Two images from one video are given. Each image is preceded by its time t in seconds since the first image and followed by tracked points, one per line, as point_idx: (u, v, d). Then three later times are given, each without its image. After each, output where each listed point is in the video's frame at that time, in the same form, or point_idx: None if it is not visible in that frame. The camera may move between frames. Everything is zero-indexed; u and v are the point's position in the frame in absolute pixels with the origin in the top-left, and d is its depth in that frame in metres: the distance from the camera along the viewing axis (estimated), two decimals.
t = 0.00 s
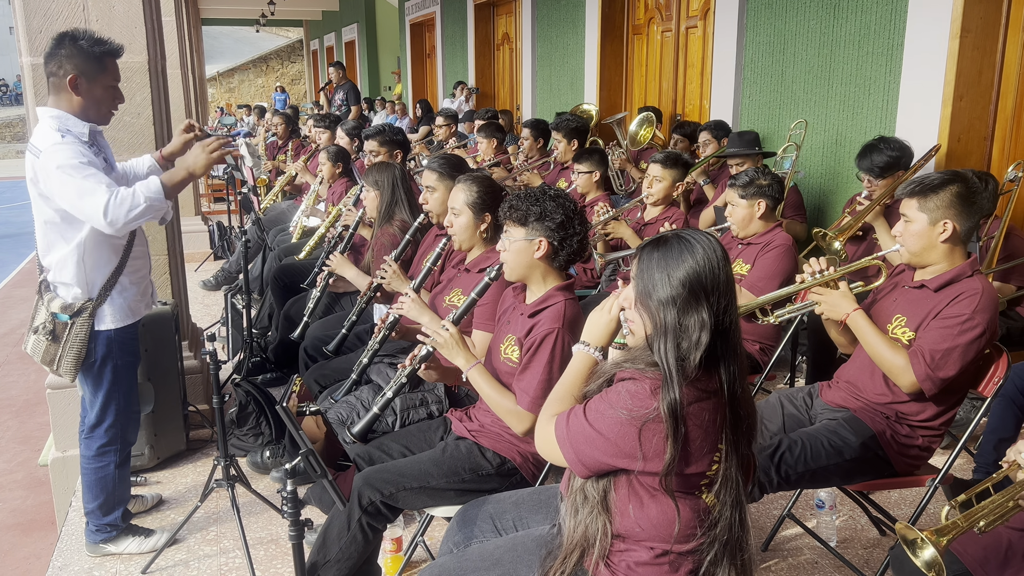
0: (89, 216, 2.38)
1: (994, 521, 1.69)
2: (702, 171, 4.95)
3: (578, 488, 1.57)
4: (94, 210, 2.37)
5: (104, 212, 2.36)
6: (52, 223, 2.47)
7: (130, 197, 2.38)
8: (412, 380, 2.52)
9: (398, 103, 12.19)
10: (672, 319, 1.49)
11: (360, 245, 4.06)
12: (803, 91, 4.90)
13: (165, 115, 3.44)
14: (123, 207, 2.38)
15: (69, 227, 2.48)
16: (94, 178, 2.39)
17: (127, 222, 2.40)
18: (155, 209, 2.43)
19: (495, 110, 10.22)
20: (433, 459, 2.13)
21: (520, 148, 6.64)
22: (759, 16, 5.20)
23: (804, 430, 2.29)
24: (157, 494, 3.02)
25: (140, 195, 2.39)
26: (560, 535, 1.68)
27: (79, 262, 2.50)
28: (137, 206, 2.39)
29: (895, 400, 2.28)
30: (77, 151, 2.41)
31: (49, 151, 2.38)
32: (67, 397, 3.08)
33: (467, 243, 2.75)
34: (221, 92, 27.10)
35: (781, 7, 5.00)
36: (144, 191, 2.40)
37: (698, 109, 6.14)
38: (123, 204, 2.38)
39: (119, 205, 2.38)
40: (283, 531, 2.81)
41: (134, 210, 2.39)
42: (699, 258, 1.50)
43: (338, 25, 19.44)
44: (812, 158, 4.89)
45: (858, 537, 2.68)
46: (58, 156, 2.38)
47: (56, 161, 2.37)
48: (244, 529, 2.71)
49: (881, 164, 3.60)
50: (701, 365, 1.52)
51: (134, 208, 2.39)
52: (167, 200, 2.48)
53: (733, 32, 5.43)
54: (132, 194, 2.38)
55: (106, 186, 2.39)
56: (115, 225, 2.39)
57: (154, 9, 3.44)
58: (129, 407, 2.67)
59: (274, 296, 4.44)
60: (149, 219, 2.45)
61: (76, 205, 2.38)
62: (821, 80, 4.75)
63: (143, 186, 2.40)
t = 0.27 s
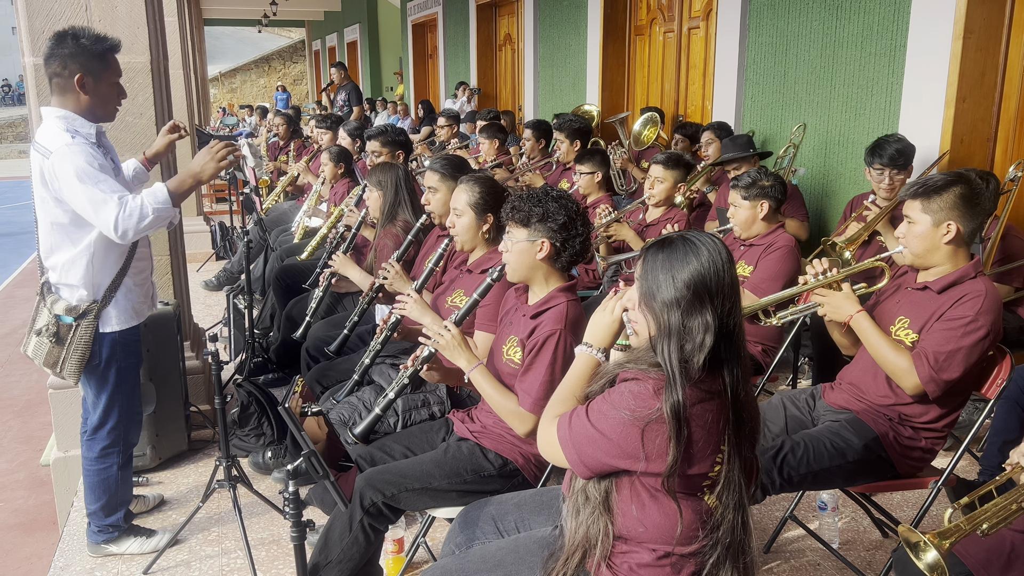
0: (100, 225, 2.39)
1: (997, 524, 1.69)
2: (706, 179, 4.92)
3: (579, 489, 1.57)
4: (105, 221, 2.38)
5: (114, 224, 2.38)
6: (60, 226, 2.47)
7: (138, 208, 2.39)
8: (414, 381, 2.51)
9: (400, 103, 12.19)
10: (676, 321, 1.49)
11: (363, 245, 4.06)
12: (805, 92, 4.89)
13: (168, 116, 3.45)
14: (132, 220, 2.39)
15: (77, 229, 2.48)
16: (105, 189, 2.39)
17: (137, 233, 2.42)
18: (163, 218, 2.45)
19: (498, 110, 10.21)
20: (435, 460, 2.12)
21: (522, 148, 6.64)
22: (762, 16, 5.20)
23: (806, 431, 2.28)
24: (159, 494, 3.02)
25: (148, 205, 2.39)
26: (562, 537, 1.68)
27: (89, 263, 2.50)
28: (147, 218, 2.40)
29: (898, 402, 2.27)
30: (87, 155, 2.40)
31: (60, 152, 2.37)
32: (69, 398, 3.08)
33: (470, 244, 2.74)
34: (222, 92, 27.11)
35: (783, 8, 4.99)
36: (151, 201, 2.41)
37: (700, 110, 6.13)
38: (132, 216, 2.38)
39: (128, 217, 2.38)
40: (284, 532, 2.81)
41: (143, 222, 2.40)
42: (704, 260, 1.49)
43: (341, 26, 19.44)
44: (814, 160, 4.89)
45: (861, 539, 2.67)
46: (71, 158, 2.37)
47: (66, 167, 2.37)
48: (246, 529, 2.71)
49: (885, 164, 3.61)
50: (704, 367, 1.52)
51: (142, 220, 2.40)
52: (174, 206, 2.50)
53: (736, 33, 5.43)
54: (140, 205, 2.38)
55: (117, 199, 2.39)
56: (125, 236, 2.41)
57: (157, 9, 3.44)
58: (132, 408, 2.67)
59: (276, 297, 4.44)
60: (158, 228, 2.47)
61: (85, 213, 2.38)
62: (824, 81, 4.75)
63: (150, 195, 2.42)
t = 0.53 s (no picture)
0: (83, 238, 2.39)
1: (1003, 527, 1.67)
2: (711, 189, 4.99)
3: (582, 489, 1.57)
4: (94, 236, 2.39)
5: (102, 241, 2.39)
6: (62, 230, 2.46)
7: (131, 234, 2.44)
8: (416, 382, 2.52)
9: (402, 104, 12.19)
10: (682, 321, 1.49)
11: (365, 246, 4.06)
12: (808, 93, 4.89)
13: (171, 117, 3.45)
14: (121, 241, 2.42)
15: (64, 237, 2.47)
16: (104, 204, 2.42)
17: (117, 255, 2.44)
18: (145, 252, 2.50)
19: (500, 111, 10.22)
20: (437, 461, 2.12)
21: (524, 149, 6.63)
22: (765, 17, 5.19)
23: (809, 433, 2.28)
24: (161, 495, 3.02)
25: (140, 235, 2.45)
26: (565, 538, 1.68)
27: (97, 268, 2.48)
28: (136, 244, 2.45)
29: (901, 404, 2.27)
30: (97, 162, 2.41)
31: (71, 155, 2.37)
32: (72, 398, 3.08)
33: (472, 245, 2.74)
34: (225, 92, 27.15)
35: (786, 9, 4.99)
36: (144, 231, 2.47)
37: (703, 111, 6.13)
38: (123, 238, 2.42)
39: (117, 238, 2.42)
40: (286, 532, 2.81)
41: (129, 247, 2.45)
42: (710, 261, 1.49)
43: (343, 26, 19.45)
44: (817, 161, 4.88)
45: (864, 541, 2.67)
46: (81, 164, 2.37)
47: (76, 172, 2.37)
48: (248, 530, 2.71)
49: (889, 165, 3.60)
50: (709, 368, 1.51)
51: (129, 246, 2.44)
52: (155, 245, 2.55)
53: (739, 34, 5.42)
54: (133, 232, 2.44)
55: (112, 218, 2.41)
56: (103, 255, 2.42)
57: (160, 10, 3.44)
58: (136, 410, 2.68)
59: (278, 297, 4.45)
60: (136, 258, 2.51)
61: (77, 222, 2.38)
62: (827, 82, 4.74)
63: (144, 226, 2.47)
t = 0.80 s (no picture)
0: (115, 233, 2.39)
1: (1005, 530, 1.67)
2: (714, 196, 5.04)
3: (585, 491, 1.56)
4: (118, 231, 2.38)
5: (127, 232, 2.38)
6: (76, 231, 2.46)
7: (149, 213, 2.39)
8: (418, 383, 2.52)
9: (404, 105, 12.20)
10: (686, 321, 1.49)
11: (367, 247, 4.07)
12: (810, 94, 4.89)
13: (173, 117, 3.46)
14: (144, 225, 2.39)
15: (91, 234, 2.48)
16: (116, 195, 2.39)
17: (151, 236, 2.42)
18: (174, 218, 2.46)
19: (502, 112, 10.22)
20: (439, 461, 2.12)
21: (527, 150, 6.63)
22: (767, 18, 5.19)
23: (812, 434, 2.27)
24: (163, 495, 3.03)
25: (158, 208, 2.40)
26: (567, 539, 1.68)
27: (103, 265, 2.51)
28: (159, 221, 2.41)
29: (903, 405, 2.27)
30: (96, 156, 2.39)
31: (75, 156, 2.36)
32: (74, 398, 3.09)
33: (474, 246, 2.74)
34: (227, 93, 27.18)
35: (789, 10, 4.99)
36: (158, 202, 2.41)
37: (705, 112, 6.13)
38: (144, 221, 2.39)
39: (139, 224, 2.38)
40: (288, 533, 2.81)
41: (156, 225, 2.41)
42: (716, 263, 1.49)
43: (346, 27, 19.47)
44: (820, 162, 4.88)
45: (866, 542, 2.67)
46: (82, 162, 2.37)
47: (79, 171, 2.37)
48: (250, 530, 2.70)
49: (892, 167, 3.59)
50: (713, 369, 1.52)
51: (156, 223, 2.41)
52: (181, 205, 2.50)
53: (741, 35, 5.42)
54: (150, 209, 2.39)
55: (128, 207, 2.38)
56: (139, 240, 2.41)
57: (163, 10, 3.45)
58: (137, 410, 2.68)
59: (280, 298, 4.45)
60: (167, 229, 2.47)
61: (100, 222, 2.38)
62: (829, 83, 4.74)
63: (156, 196, 2.42)
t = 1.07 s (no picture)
0: (93, 238, 2.39)
1: (1005, 529, 1.68)
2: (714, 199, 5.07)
3: (585, 492, 1.56)
4: (103, 237, 2.39)
5: (113, 241, 2.40)
6: (69, 233, 2.47)
7: (139, 231, 2.44)
8: (418, 383, 2.52)
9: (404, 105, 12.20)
10: (688, 320, 1.49)
11: (368, 247, 4.07)
12: (810, 95, 4.89)
13: (174, 118, 3.46)
14: (131, 240, 2.43)
15: (75, 237, 2.48)
16: (109, 203, 2.42)
17: (130, 253, 2.45)
18: (156, 245, 2.52)
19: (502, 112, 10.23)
20: (439, 462, 2.12)
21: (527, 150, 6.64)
22: (767, 19, 5.20)
23: (812, 435, 2.27)
24: (164, 495, 3.03)
25: (149, 230, 2.46)
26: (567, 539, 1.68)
27: (101, 268, 2.50)
28: (145, 242, 2.46)
29: (904, 406, 2.27)
30: (98, 162, 2.41)
31: (74, 158, 2.37)
32: (74, 399, 3.09)
33: (475, 246, 2.74)
34: (228, 93, 27.18)
35: (789, 11, 4.99)
36: (150, 227, 2.47)
37: (705, 112, 6.13)
38: (132, 237, 2.43)
39: (127, 237, 2.42)
40: (288, 533, 2.81)
41: (139, 244, 2.45)
42: (719, 263, 1.49)
43: (346, 28, 19.48)
44: (820, 163, 4.88)
45: (866, 543, 2.67)
46: (82, 166, 2.38)
47: (79, 173, 2.37)
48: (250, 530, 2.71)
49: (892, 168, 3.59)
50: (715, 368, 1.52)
51: (140, 242, 2.45)
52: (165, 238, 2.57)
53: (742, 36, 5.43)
54: (141, 228, 2.44)
55: (119, 218, 2.41)
56: (116, 255, 2.43)
57: (163, 12, 3.45)
58: (138, 411, 2.68)
59: (281, 298, 4.45)
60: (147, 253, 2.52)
61: (87, 225, 2.39)
62: (829, 84, 4.74)
63: (150, 221, 2.49)
